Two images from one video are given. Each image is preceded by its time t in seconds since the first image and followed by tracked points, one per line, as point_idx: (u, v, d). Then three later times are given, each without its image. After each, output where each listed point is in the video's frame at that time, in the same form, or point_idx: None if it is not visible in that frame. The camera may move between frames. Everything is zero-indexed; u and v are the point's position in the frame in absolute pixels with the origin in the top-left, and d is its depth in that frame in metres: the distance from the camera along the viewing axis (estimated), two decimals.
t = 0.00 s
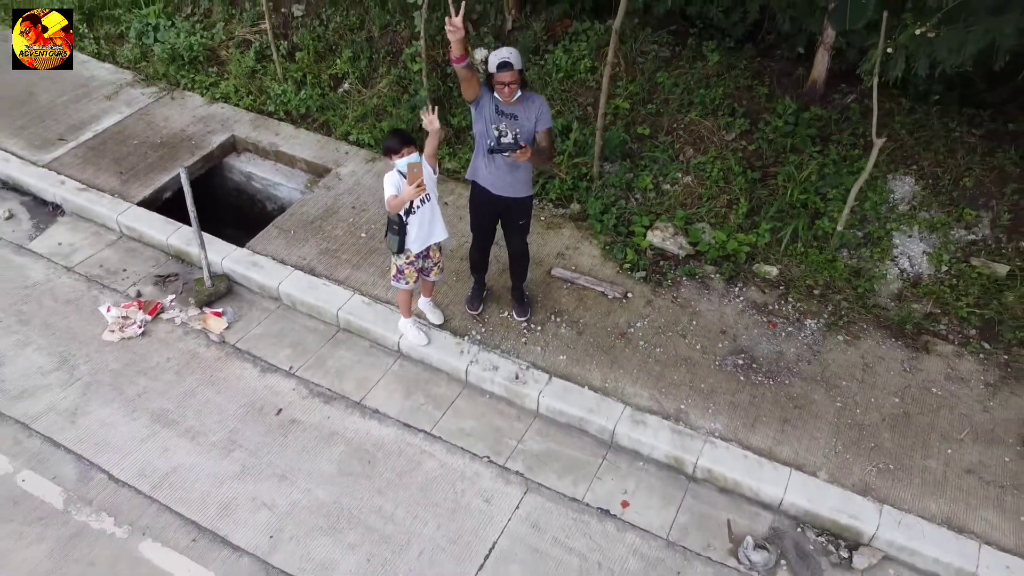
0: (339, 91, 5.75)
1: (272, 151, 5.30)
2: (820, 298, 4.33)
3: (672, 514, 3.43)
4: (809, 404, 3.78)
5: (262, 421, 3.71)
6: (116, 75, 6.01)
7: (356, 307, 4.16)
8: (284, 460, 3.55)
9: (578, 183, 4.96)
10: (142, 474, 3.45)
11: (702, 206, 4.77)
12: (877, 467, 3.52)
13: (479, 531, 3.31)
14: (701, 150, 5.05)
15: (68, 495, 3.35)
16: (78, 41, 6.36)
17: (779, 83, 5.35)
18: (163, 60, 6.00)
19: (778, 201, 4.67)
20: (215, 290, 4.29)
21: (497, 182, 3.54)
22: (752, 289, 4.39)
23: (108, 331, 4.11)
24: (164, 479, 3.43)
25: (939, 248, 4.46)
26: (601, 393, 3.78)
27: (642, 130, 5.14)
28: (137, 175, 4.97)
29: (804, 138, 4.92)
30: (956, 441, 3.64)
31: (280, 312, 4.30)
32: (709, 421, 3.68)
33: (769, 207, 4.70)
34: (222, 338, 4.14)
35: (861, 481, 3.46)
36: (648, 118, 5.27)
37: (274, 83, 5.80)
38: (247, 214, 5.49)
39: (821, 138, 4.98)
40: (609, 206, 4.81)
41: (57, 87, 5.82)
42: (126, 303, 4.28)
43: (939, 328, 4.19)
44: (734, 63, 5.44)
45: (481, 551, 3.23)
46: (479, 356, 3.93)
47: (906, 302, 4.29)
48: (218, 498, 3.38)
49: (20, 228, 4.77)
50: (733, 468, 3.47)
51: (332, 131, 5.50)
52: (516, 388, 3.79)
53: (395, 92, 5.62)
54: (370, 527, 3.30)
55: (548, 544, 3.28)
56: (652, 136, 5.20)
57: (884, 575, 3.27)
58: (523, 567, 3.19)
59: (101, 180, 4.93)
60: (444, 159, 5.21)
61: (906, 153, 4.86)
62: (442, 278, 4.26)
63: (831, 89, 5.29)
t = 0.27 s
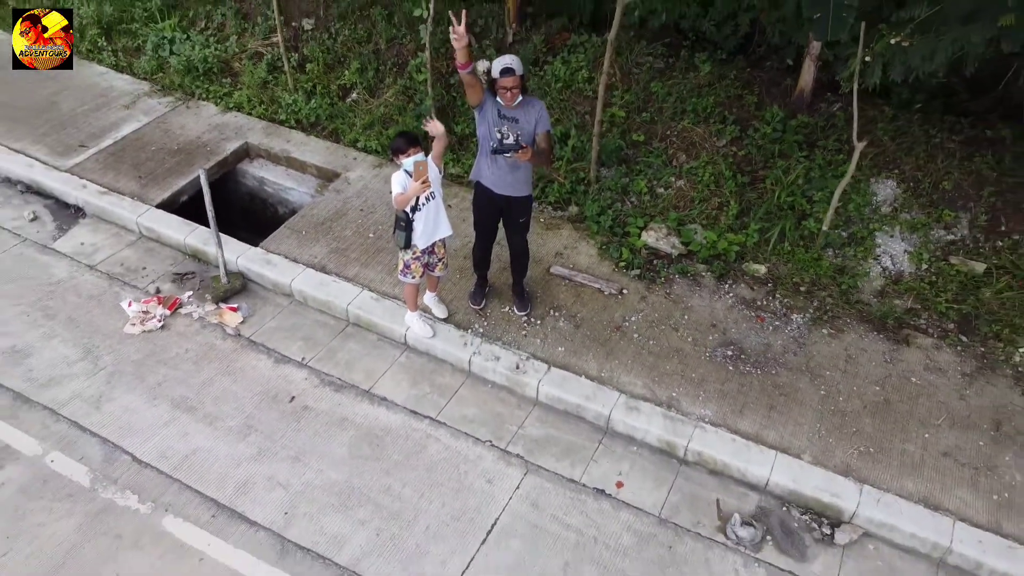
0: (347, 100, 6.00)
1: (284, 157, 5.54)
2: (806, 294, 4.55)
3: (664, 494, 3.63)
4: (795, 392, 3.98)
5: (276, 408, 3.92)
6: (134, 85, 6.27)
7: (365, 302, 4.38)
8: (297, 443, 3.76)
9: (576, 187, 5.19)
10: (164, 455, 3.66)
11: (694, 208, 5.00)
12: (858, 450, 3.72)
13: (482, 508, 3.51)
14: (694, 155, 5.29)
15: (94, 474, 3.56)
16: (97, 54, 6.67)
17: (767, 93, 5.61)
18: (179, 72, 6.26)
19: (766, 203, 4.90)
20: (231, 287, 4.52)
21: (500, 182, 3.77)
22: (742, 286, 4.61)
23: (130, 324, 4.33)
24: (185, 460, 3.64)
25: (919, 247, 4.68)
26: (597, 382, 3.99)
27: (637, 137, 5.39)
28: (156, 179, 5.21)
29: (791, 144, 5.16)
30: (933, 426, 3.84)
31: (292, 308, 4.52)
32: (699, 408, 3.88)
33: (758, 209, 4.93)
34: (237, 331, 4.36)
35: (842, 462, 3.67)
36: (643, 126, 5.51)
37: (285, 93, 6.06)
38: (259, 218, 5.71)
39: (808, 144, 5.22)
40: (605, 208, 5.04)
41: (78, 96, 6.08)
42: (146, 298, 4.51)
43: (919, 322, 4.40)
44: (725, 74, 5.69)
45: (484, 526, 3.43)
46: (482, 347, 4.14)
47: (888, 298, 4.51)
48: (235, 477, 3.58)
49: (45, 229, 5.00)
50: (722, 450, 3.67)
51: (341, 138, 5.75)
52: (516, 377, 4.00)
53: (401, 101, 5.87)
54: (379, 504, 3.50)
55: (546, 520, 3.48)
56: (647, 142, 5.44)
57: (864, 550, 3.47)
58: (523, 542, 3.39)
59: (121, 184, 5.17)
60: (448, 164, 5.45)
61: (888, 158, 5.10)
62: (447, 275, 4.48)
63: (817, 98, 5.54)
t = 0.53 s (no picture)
0: (355, 111, 6.26)
1: (294, 164, 5.81)
2: (792, 292, 4.78)
3: (656, 477, 3.84)
4: (780, 382, 4.21)
5: (289, 397, 4.15)
6: (150, 96, 6.53)
7: (373, 299, 4.61)
8: (309, 429, 3.98)
9: (573, 192, 5.44)
10: (184, 440, 3.88)
11: (685, 211, 5.25)
12: (839, 436, 3.93)
13: (483, 489, 3.72)
14: (686, 162, 5.55)
15: (119, 456, 3.78)
16: (115, 67, 6.90)
17: (756, 103, 5.88)
18: (194, 84, 6.53)
19: (754, 206, 5.15)
20: (245, 285, 4.75)
21: (502, 183, 4.01)
22: (731, 284, 4.84)
23: (150, 320, 4.57)
24: (204, 444, 3.86)
25: (900, 248, 4.92)
26: (593, 373, 4.21)
27: (632, 144, 5.64)
28: (173, 185, 5.46)
29: (778, 151, 5.42)
30: (911, 414, 4.06)
31: (304, 305, 4.76)
32: (689, 397, 4.11)
33: (746, 212, 5.18)
34: (252, 326, 4.58)
35: (823, 447, 3.88)
36: (637, 134, 5.77)
37: (295, 103, 6.32)
38: (270, 222, 5.95)
39: (794, 151, 5.48)
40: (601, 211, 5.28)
41: (97, 107, 6.32)
42: (165, 295, 4.74)
43: (899, 319, 4.63)
44: (715, 86, 5.97)
45: (486, 505, 3.65)
46: (484, 341, 4.37)
47: (870, 296, 4.74)
48: (251, 460, 3.80)
49: (67, 231, 5.25)
50: (710, 436, 3.89)
51: (349, 146, 6.00)
52: (516, 368, 4.23)
53: (407, 111, 6.13)
54: (387, 485, 3.72)
55: (545, 500, 3.69)
56: (641, 149, 5.69)
57: (845, 529, 3.67)
58: (522, 519, 3.60)
59: (140, 189, 5.42)
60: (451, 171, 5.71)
61: (871, 164, 5.35)
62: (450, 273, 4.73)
63: (804, 108, 5.80)
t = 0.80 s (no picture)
0: (362, 121, 6.54)
1: (304, 171, 6.09)
2: (777, 291, 5.03)
3: (647, 462, 4.07)
4: (765, 375, 4.45)
5: (301, 387, 4.39)
6: (166, 108, 6.81)
7: (380, 297, 4.86)
8: (320, 417, 4.22)
9: (570, 198, 5.70)
10: (202, 426, 4.12)
11: (677, 215, 5.51)
12: (821, 424, 4.17)
13: (485, 472, 3.95)
14: (678, 169, 5.82)
15: (142, 441, 4.01)
16: (132, 81, 7.17)
17: (745, 114, 6.16)
18: (208, 96, 6.82)
19: (742, 211, 5.42)
20: (259, 284, 5.01)
21: (503, 185, 4.28)
22: (719, 284, 5.09)
23: (169, 316, 4.81)
24: (221, 430, 4.10)
25: (880, 250, 5.18)
26: (588, 365, 4.46)
27: (627, 153, 5.91)
28: (190, 191, 5.73)
29: (765, 159, 5.70)
30: (888, 404, 4.30)
31: (314, 303, 5.01)
32: (679, 388, 4.35)
33: (735, 216, 5.44)
34: (265, 323, 4.83)
35: (805, 434, 4.12)
36: (632, 143, 6.05)
37: (305, 115, 6.61)
38: (280, 228, 6.22)
39: (781, 159, 5.76)
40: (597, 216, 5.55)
41: (115, 118, 6.60)
42: (183, 294, 5.00)
43: (879, 316, 4.87)
44: (705, 98, 6.26)
45: (487, 487, 3.87)
46: (485, 336, 4.62)
47: (852, 295, 4.98)
48: (266, 445, 4.04)
49: (89, 235, 5.51)
50: (698, 423, 4.13)
51: (356, 155, 6.28)
52: (516, 361, 4.47)
53: (412, 122, 6.42)
54: (394, 468, 3.95)
55: (542, 482, 3.92)
56: (635, 157, 5.96)
57: (825, 510, 3.89)
58: (521, 499, 3.83)
59: (158, 195, 5.69)
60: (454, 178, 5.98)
61: (854, 171, 5.62)
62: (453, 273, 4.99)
63: (790, 119, 6.09)
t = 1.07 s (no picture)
0: (369, 131, 6.84)
1: (315, 178, 6.36)
2: (765, 291, 5.28)
3: (641, 448, 4.32)
4: (752, 368, 4.71)
5: (314, 379, 4.65)
6: (182, 119, 7.11)
7: (388, 296, 5.13)
8: (333, 407, 4.47)
9: (569, 204, 5.98)
10: (222, 414, 4.37)
11: (670, 220, 5.79)
12: (804, 413, 4.42)
13: (488, 457, 4.20)
14: (670, 177, 6.11)
15: (165, 428, 4.27)
16: (149, 93, 7.47)
17: (735, 125, 6.47)
18: (222, 108, 7.12)
19: (731, 215, 5.70)
20: (273, 284, 5.28)
21: (505, 189, 4.56)
22: (710, 284, 5.36)
23: (188, 314, 5.08)
24: (239, 418, 4.35)
25: (863, 253, 5.44)
26: (585, 359, 4.72)
27: (622, 161, 6.21)
28: (206, 197, 6.02)
29: (753, 167, 5.99)
30: (868, 395, 4.55)
31: (325, 302, 5.27)
32: (671, 380, 4.60)
33: (725, 221, 5.72)
34: (279, 320, 5.09)
35: (790, 422, 4.37)
36: (627, 151, 6.34)
37: (315, 125, 6.90)
38: (291, 233, 6.51)
39: (769, 167, 6.05)
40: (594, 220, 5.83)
41: (134, 129, 6.91)
42: (201, 293, 5.27)
43: (861, 314, 5.13)
44: (697, 110, 6.57)
45: (490, 470, 4.12)
46: (488, 332, 4.89)
47: (836, 294, 5.25)
48: (282, 432, 4.29)
49: (110, 238, 5.79)
50: (689, 412, 4.38)
51: (364, 163, 6.57)
52: (517, 355, 4.74)
53: (417, 132, 6.71)
54: (402, 453, 4.20)
55: (542, 467, 4.17)
56: (630, 165, 6.25)
57: (808, 492, 4.13)
58: (522, 482, 4.07)
59: (176, 201, 5.97)
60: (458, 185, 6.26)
61: (838, 178, 5.91)
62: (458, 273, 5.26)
63: (778, 129, 6.39)
